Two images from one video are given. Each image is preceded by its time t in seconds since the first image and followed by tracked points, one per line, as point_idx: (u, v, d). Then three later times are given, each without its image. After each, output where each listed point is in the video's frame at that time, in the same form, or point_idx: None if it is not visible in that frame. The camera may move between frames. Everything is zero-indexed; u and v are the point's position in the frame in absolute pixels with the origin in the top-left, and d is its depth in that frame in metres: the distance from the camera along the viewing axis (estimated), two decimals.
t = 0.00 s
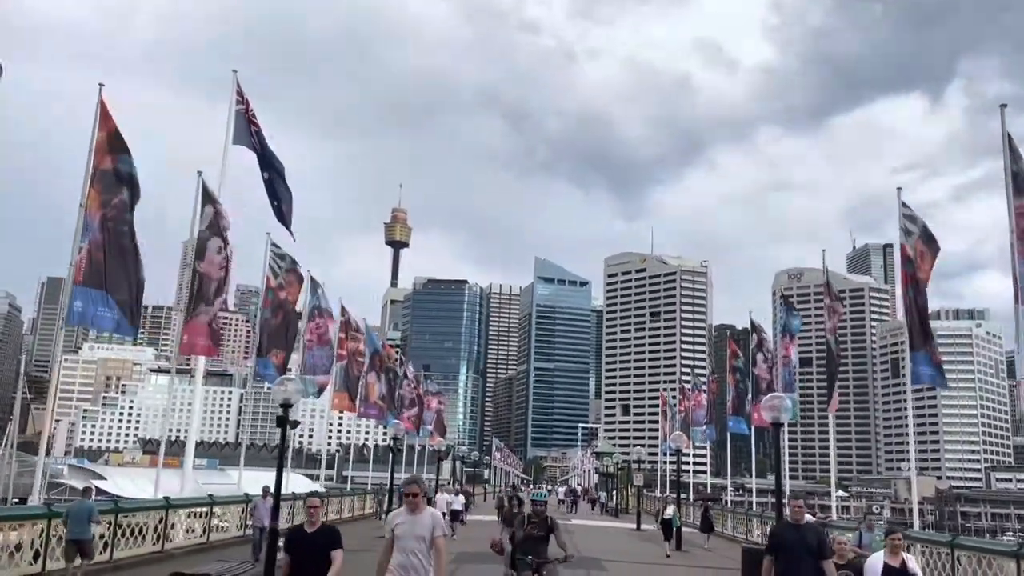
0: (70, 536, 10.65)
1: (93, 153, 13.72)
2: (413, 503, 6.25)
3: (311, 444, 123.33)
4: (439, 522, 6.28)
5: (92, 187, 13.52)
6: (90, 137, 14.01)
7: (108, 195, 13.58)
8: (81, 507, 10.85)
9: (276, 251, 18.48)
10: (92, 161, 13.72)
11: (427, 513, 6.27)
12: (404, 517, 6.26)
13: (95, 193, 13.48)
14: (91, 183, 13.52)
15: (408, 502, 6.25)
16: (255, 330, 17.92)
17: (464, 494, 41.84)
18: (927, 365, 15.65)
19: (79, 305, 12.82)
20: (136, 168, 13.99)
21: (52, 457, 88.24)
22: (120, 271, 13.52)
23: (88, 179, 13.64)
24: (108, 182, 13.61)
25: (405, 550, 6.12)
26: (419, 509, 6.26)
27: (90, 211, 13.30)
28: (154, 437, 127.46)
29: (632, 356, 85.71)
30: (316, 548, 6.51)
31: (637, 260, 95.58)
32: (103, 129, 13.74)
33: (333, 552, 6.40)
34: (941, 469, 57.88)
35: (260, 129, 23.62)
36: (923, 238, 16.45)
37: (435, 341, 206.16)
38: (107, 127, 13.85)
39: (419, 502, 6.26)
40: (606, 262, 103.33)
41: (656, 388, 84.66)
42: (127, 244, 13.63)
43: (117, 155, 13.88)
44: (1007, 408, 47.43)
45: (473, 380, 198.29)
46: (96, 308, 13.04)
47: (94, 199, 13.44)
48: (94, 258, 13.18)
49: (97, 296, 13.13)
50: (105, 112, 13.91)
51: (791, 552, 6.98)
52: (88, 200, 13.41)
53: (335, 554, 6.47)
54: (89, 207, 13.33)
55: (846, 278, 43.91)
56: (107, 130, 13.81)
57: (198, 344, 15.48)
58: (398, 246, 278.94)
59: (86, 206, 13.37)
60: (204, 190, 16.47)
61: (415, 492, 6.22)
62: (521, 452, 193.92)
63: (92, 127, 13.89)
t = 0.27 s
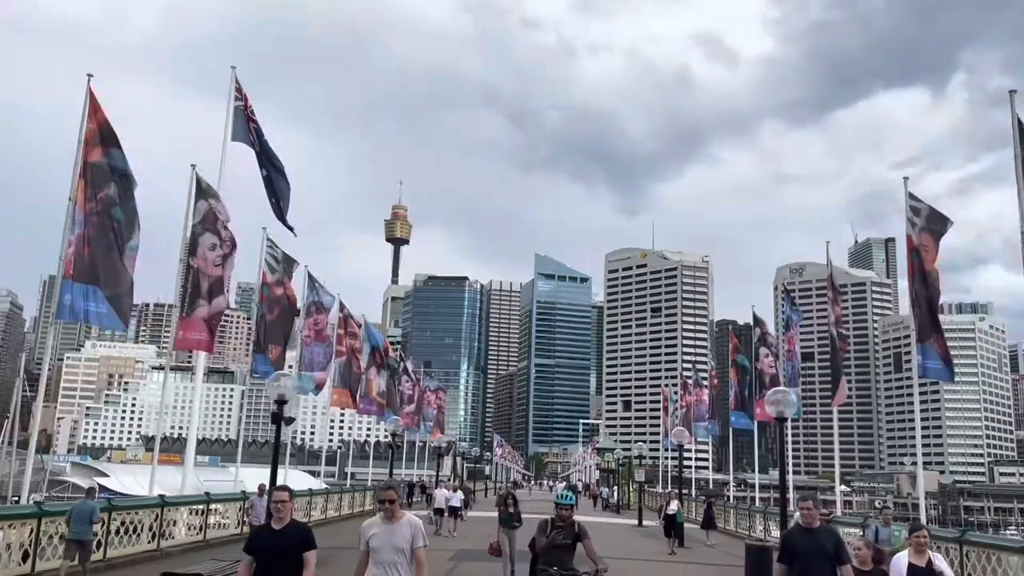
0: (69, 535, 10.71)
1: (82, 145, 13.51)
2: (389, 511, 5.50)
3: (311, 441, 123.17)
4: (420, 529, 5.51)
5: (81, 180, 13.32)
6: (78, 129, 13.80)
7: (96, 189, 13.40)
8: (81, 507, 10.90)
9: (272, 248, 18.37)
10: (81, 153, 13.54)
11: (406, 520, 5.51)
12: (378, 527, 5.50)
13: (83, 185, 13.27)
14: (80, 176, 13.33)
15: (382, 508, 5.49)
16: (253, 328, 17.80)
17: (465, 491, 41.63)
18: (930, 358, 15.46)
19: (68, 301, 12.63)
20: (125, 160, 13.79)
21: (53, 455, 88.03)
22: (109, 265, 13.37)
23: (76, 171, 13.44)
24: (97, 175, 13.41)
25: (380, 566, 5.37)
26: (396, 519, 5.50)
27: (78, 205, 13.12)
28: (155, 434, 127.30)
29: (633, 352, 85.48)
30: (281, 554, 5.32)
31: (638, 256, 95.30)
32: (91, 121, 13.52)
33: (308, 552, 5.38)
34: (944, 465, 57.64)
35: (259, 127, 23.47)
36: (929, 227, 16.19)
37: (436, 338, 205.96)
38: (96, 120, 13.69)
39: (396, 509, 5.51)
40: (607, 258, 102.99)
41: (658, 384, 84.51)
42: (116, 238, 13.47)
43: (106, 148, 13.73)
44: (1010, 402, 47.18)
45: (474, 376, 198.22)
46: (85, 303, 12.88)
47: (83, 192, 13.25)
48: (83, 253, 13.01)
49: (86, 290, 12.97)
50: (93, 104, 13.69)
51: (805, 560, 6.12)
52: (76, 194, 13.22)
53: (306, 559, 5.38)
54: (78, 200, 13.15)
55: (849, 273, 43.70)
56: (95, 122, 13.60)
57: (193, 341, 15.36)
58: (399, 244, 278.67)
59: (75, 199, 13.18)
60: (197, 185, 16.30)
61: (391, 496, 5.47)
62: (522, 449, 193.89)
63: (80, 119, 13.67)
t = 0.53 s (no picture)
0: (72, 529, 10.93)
1: (71, 134, 13.37)
2: (364, 501, 5.31)
3: (315, 436, 123.25)
4: (398, 518, 5.34)
5: (71, 170, 13.19)
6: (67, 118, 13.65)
7: (86, 179, 13.27)
8: (85, 501, 11.16)
9: (269, 241, 18.25)
10: (70, 143, 13.40)
11: (382, 510, 5.34)
12: (351, 518, 5.31)
13: (74, 175, 13.15)
14: (70, 166, 13.19)
15: (357, 498, 5.30)
16: (251, 321, 17.68)
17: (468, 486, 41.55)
18: (936, 349, 15.33)
19: (58, 293, 12.55)
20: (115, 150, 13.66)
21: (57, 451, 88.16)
22: (99, 256, 13.25)
23: (66, 161, 13.30)
24: (87, 165, 13.28)
25: (354, 560, 5.17)
26: (372, 509, 5.32)
27: (68, 196, 13.00)
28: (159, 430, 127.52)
29: (637, 346, 85.31)
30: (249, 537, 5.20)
31: (641, 250, 95.01)
32: (81, 110, 13.39)
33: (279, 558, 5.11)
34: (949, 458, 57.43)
35: (259, 121, 23.31)
36: (936, 217, 16.09)
37: (439, 333, 205.92)
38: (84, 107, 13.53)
39: (371, 499, 5.33)
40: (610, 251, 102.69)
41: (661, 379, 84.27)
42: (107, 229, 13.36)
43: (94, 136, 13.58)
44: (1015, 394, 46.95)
45: (477, 371, 198.16)
46: (76, 295, 12.79)
47: (73, 182, 13.12)
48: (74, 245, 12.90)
49: (77, 283, 12.86)
50: (83, 93, 13.54)
51: (823, 551, 5.89)
52: (67, 185, 13.10)
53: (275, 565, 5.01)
54: (68, 190, 13.03)
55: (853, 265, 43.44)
56: (85, 111, 13.46)
57: (188, 334, 15.26)
58: (401, 239, 278.52)
59: (65, 190, 13.06)
60: (192, 176, 16.17)
61: (367, 484, 5.27)
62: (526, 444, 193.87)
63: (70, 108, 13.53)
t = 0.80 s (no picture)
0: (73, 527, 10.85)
1: (61, 123, 13.14)
2: (332, 514, 4.74)
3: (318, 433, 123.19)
4: (370, 534, 4.74)
5: (60, 161, 12.99)
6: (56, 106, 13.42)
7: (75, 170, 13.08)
8: (85, 499, 11.06)
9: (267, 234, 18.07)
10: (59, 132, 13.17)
11: (353, 523, 4.77)
12: (316, 533, 4.72)
13: (63, 166, 12.95)
14: (58, 156, 12.98)
15: (321, 510, 4.72)
16: (249, 316, 17.54)
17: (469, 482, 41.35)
18: (943, 340, 15.15)
19: (47, 287, 12.41)
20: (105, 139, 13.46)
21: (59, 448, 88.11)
22: (87, 248, 13.10)
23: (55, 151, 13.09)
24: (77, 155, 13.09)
25: None
26: (340, 523, 4.74)
27: (57, 187, 12.81)
28: (162, 427, 127.48)
29: (640, 341, 85.11)
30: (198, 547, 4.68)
31: (643, 245, 94.70)
32: (71, 99, 13.17)
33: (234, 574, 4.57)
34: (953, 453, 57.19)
35: (259, 117, 23.08)
36: (948, 205, 15.82)
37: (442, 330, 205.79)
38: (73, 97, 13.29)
39: (340, 511, 4.77)
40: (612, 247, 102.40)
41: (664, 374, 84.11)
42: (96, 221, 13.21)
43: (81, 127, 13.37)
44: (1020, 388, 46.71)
45: (480, 367, 197.98)
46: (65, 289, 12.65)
47: (62, 173, 12.93)
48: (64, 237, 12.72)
49: (65, 277, 12.72)
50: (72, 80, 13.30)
51: (855, 557, 5.51)
52: (56, 175, 12.90)
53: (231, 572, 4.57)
54: (57, 182, 12.84)
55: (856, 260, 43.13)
56: (74, 100, 13.23)
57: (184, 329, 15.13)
58: (404, 235, 278.26)
59: (53, 181, 12.86)
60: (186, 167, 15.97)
61: (333, 492, 4.70)
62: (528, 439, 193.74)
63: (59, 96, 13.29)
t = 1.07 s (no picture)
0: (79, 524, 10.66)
1: (51, 114, 13.10)
2: (293, 500, 4.30)
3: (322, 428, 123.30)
4: (337, 517, 4.32)
5: (51, 152, 12.94)
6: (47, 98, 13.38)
7: (67, 161, 13.01)
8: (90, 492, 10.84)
9: (266, 227, 17.96)
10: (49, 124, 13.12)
11: (317, 510, 4.34)
12: (275, 521, 4.31)
13: (54, 157, 12.90)
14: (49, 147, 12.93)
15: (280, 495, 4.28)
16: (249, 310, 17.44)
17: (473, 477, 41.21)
18: (957, 331, 14.95)
19: (37, 279, 12.33)
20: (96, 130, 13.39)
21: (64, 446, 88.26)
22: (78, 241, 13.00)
23: (46, 143, 13.03)
24: (67, 146, 13.02)
25: None
26: (302, 510, 4.31)
27: (49, 179, 12.76)
28: (166, 424, 127.61)
29: (643, 335, 84.99)
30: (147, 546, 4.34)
31: (647, 239, 94.49)
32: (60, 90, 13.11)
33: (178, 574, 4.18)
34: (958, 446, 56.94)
35: (260, 112, 22.89)
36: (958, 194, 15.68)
37: (445, 326, 205.82)
38: (64, 86, 13.27)
39: (303, 497, 4.33)
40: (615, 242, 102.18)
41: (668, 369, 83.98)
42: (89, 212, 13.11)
43: (74, 115, 13.30)
44: None
45: (484, 363, 197.84)
46: (56, 282, 12.54)
47: (53, 164, 12.87)
48: (54, 229, 12.64)
49: (58, 269, 12.62)
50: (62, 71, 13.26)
51: (899, 553, 5.25)
52: (46, 167, 12.85)
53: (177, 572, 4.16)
54: (48, 173, 12.79)
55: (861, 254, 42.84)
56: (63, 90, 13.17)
57: (182, 324, 15.06)
58: (407, 231, 278.12)
59: (45, 173, 12.82)
60: (182, 160, 15.88)
61: (295, 476, 4.26)
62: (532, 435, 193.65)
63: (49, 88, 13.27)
